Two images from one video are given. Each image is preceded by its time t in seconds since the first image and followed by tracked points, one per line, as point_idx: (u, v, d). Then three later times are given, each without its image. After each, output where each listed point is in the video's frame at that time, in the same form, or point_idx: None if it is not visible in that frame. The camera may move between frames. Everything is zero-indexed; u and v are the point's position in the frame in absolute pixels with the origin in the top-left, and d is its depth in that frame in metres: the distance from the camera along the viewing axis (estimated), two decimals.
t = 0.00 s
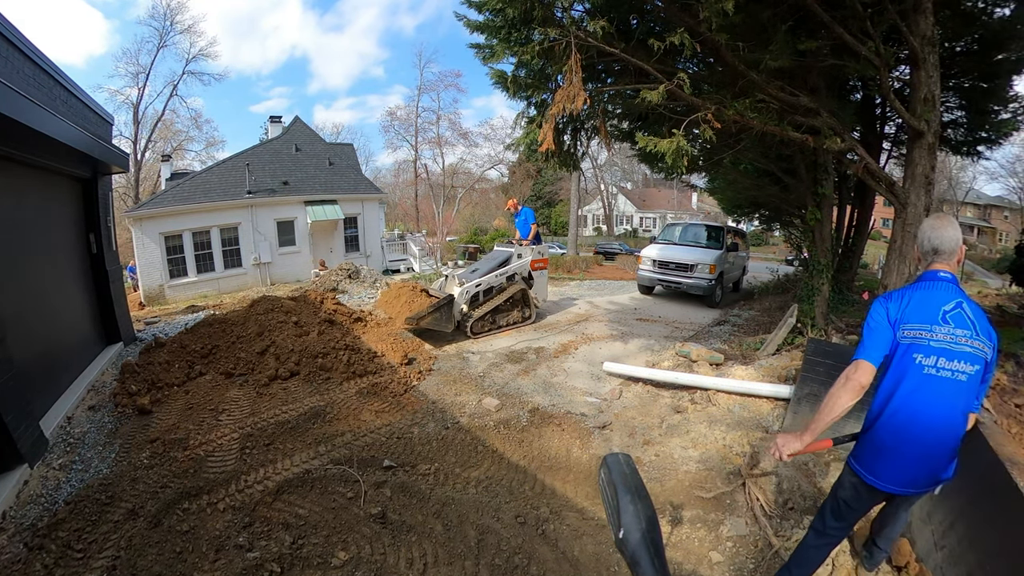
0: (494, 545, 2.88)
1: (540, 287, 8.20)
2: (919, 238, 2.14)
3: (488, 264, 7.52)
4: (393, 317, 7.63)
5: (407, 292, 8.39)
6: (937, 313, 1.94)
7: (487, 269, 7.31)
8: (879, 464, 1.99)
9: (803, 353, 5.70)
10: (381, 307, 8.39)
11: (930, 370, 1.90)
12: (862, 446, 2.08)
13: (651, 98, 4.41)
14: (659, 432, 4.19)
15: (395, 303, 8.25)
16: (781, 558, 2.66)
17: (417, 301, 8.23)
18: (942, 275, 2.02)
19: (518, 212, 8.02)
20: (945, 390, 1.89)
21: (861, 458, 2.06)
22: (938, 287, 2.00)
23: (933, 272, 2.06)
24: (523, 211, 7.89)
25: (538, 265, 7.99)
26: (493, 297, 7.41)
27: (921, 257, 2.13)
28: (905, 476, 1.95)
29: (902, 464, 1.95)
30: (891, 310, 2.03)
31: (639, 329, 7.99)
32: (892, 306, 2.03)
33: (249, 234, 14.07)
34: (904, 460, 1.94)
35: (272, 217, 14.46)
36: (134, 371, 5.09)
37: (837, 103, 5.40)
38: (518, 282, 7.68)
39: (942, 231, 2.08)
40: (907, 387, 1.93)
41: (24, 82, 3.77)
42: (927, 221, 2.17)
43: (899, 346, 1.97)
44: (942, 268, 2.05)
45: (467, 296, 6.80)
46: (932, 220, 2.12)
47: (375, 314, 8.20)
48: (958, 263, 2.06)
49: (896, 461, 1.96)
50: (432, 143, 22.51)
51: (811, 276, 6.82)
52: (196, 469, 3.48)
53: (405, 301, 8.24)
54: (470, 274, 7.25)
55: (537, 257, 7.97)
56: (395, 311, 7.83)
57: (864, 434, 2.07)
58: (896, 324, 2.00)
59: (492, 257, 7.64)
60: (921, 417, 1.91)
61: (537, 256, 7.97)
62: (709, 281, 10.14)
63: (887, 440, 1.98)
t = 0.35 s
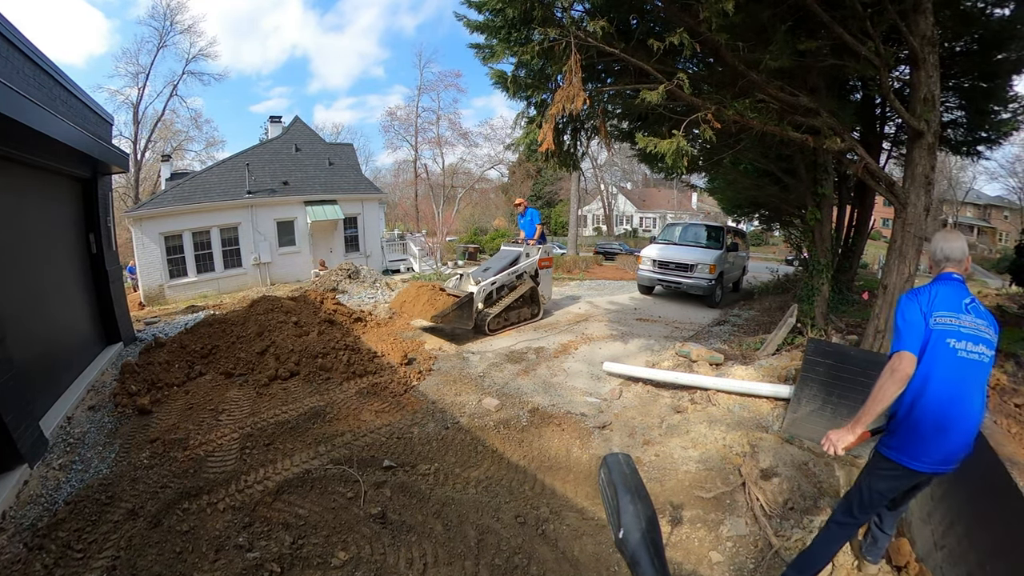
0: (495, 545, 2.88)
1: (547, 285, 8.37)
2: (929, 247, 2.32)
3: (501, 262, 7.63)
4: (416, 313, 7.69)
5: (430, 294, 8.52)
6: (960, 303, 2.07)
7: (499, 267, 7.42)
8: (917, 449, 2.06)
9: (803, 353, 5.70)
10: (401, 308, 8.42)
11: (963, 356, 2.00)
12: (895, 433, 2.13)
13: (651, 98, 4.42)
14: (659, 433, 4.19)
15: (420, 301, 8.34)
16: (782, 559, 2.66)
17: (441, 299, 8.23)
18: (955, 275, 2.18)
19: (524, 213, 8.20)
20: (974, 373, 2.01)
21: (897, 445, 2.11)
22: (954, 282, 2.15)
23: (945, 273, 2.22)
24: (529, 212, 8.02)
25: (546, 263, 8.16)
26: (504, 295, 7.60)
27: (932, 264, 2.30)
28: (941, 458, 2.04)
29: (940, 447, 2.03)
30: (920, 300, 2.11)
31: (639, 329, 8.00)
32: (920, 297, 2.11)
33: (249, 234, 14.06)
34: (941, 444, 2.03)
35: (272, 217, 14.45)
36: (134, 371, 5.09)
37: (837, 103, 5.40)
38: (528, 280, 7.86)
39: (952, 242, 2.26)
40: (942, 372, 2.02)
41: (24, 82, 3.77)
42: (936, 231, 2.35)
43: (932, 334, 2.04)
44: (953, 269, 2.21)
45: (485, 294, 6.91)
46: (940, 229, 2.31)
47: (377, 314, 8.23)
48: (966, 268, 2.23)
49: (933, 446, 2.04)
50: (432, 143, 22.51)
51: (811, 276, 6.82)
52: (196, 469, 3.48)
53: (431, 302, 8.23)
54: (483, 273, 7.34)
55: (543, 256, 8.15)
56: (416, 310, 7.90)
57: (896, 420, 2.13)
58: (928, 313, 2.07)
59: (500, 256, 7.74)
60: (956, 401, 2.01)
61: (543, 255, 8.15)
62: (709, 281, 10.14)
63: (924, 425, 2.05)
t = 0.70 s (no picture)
0: (493, 546, 2.87)
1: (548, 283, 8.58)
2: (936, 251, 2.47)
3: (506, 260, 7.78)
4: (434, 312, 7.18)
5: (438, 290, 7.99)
6: (970, 297, 2.22)
7: (507, 267, 7.50)
8: (939, 434, 2.14)
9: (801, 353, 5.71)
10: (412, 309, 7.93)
11: (977, 343, 2.13)
12: (917, 419, 2.22)
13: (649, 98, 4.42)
14: (657, 433, 4.19)
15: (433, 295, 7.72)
16: (781, 558, 2.67)
17: (464, 297, 7.52)
18: (965, 275, 2.34)
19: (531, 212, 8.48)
20: (987, 359, 2.13)
21: (919, 430, 2.20)
22: (963, 280, 2.30)
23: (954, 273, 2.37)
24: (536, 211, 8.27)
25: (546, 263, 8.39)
26: (513, 294, 7.69)
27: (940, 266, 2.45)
28: (962, 442, 2.12)
29: (960, 430, 2.12)
30: (933, 293, 2.25)
31: (638, 329, 8.01)
32: (932, 291, 2.26)
33: (247, 234, 14.03)
34: (961, 427, 2.12)
35: (270, 217, 14.42)
36: (132, 371, 5.08)
37: (835, 104, 5.42)
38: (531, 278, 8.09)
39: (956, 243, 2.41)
40: (959, 357, 2.14)
41: (23, 82, 3.76)
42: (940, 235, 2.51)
43: (945, 323, 2.18)
44: (963, 269, 2.36)
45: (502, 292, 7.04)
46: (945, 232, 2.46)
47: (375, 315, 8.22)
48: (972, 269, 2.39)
49: (953, 429, 2.12)
50: (430, 143, 22.51)
51: (809, 276, 6.84)
52: (195, 470, 3.47)
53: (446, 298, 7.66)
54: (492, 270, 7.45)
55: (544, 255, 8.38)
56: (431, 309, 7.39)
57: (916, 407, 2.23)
58: (941, 305, 2.22)
59: (506, 255, 7.85)
60: (972, 385, 2.12)
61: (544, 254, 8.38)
62: (707, 281, 10.15)
63: (944, 409, 2.15)
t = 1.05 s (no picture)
0: (490, 547, 2.87)
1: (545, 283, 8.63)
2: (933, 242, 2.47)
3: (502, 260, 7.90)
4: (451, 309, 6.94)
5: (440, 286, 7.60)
6: (970, 285, 2.24)
7: (512, 266, 7.52)
8: (939, 418, 2.18)
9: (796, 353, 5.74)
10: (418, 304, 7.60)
11: (976, 331, 2.16)
12: (918, 405, 2.26)
13: (645, 99, 4.44)
14: (653, 433, 4.20)
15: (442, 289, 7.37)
16: (778, 558, 2.67)
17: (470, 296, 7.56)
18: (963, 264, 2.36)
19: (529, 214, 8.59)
20: (986, 346, 2.17)
21: (922, 415, 2.23)
22: (959, 268, 2.33)
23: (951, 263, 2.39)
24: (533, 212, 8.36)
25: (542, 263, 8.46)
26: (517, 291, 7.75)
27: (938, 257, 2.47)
28: (963, 427, 2.16)
29: (961, 416, 2.15)
30: (932, 281, 2.27)
31: (634, 330, 8.02)
32: (932, 279, 2.28)
33: (242, 235, 13.96)
34: (963, 412, 2.15)
35: (265, 218, 14.36)
36: (127, 373, 5.04)
37: (830, 105, 5.45)
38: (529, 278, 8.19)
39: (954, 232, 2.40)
40: (959, 345, 2.16)
41: (16, 81, 3.73)
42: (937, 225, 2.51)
43: (947, 310, 2.21)
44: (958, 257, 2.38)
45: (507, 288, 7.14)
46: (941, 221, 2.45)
47: (371, 316, 8.19)
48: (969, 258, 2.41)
49: (954, 415, 2.16)
50: (426, 144, 22.49)
51: (804, 277, 6.87)
52: (190, 472, 3.45)
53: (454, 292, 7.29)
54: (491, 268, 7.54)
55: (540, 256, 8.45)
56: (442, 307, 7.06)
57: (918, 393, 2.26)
58: (942, 292, 2.24)
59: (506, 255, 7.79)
60: (972, 370, 2.15)
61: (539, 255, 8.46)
62: (703, 282, 10.19)
63: (942, 396, 2.18)
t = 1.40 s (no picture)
0: (484, 550, 2.86)
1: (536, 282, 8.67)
2: (919, 225, 2.46)
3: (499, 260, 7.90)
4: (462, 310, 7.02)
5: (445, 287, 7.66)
6: (959, 277, 2.26)
7: (511, 267, 7.55)
8: (923, 410, 2.20)
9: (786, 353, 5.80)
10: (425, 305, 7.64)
11: (962, 324, 2.19)
12: (903, 395, 2.27)
13: (636, 102, 4.47)
14: (646, 433, 4.22)
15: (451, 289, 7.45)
16: (771, 556, 2.70)
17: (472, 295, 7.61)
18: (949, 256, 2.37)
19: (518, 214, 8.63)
20: (969, 341, 2.20)
21: (906, 405, 2.25)
22: (947, 259, 2.34)
23: (937, 251, 2.40)
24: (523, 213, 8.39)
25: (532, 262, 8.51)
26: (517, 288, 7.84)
27: (926, 241, 2.45)
28: (944, 419, 2.20)
29: (944, 408, 2.18)
30: (927, 271, 2.26)
31: (625, 331, 8.05)
32: (927, 269, 2.26)
33: (231, 237, 13.83)
34: (946, 405, 2.18)
35: (255, 220, 14.23)
36: (117, 377, 4.96)
37: (819, 107, 5.52)
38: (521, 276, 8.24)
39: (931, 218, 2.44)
40: (946, 339, 2.18)
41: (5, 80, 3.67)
42: (922, 209, 2.50)
43: (939, 302, 2.21)
44: (944, 248, 2.41)
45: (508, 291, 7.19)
46: (928, 207, 2.45)
47: (363, 319, 8.14)
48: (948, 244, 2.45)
49: (937, 407, 2.19)
50: (418, 145, 22.42)
51: (794, 277, 6.95)
52: (181, 477, 3.40)
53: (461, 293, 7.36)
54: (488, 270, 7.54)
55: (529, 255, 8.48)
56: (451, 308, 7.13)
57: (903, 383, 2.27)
58: (936, 283, 2.23)
59: (501, 256, 7.78)
60: (958, 364, 2.18)
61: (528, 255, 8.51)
62: (693, 283, 10.26)
63: (925, 388, 2.20)
